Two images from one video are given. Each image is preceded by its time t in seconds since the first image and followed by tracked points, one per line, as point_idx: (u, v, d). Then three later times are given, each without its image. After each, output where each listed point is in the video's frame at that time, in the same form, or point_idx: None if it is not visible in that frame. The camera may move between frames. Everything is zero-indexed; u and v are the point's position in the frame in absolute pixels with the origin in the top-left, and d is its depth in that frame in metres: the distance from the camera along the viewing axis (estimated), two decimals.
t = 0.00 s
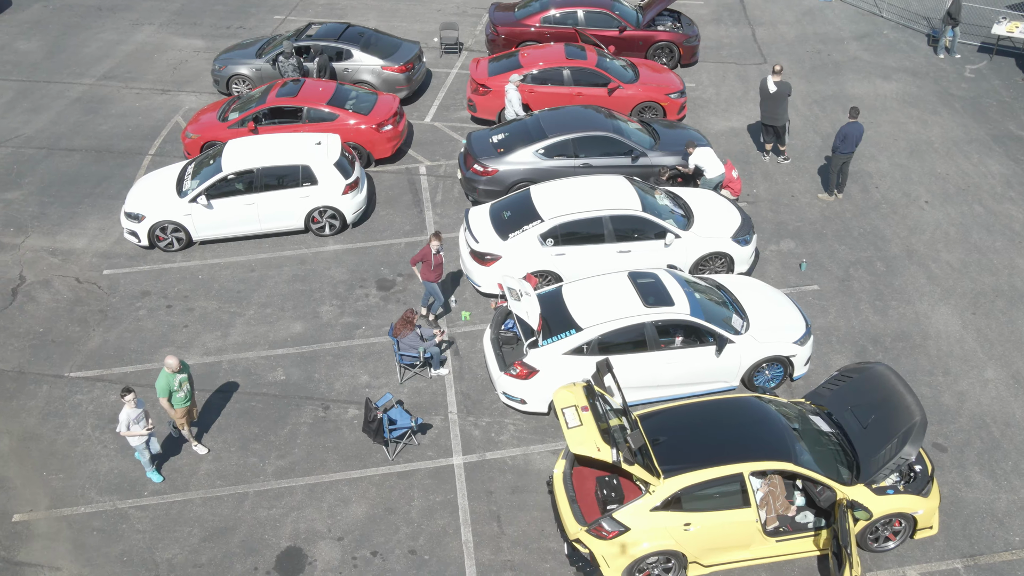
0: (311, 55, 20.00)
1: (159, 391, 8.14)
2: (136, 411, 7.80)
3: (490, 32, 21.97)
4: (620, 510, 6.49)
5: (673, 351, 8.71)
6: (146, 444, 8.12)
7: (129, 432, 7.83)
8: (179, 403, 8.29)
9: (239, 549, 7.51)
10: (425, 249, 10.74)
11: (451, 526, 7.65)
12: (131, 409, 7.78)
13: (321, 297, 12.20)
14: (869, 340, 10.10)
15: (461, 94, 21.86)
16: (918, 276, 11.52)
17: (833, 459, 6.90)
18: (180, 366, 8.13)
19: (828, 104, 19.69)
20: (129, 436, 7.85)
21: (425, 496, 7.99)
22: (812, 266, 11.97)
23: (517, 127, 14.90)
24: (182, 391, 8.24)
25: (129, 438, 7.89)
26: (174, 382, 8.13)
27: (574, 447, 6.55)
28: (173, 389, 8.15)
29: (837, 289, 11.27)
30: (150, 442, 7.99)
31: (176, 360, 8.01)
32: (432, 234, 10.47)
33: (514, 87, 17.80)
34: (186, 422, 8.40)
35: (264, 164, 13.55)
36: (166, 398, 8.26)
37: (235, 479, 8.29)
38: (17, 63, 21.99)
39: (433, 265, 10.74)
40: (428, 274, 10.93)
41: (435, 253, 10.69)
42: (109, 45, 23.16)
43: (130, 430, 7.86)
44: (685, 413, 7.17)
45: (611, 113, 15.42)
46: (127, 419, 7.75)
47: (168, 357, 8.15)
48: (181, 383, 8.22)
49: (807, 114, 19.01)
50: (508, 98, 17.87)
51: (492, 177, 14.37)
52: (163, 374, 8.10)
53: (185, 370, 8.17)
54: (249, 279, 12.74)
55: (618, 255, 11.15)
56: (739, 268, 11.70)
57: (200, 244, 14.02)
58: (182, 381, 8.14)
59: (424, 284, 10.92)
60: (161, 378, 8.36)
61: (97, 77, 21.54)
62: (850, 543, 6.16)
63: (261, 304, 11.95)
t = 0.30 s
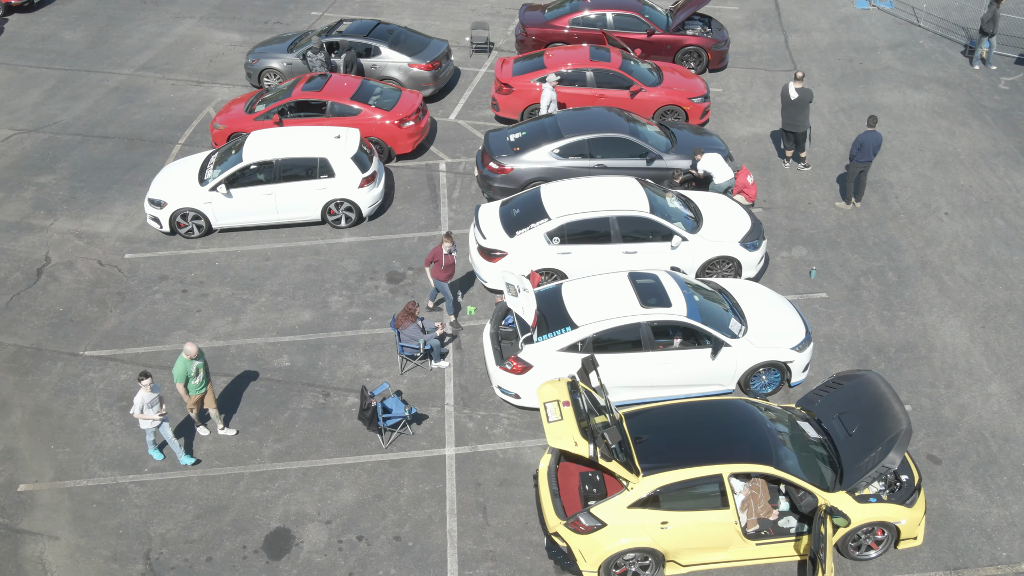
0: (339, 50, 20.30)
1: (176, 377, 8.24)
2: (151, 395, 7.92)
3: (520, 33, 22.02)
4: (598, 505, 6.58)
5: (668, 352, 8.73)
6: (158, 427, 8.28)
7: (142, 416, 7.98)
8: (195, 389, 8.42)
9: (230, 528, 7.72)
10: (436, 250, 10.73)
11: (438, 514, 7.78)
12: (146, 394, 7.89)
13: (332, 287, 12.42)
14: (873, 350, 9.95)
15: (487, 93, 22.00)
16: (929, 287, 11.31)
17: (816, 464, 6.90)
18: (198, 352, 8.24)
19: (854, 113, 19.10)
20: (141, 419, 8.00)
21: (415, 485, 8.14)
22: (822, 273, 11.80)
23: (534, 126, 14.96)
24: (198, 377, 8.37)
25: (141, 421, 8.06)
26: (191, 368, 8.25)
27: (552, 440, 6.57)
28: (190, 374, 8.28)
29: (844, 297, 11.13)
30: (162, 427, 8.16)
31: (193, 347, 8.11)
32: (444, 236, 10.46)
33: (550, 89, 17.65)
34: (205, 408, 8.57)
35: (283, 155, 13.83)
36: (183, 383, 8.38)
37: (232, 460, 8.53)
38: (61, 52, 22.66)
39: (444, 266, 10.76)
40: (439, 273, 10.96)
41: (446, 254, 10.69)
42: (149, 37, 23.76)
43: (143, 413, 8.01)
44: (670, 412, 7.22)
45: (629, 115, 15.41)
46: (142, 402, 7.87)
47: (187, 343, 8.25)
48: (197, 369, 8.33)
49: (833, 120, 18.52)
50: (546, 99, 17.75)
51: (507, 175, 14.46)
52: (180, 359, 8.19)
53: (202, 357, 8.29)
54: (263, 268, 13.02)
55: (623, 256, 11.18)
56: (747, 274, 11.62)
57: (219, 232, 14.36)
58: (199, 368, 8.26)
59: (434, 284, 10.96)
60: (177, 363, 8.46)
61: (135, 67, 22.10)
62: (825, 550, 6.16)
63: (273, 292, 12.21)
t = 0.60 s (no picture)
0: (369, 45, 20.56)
1: (195, 361, 8.45)
2: (169, 377, 8.16)
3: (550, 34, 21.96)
4: (577, 499, 6.67)
5: (663, 353, 8.76)
6: (175, 413, 8.46)
7: (160, 398, 8.22)
8: (214, 375, 8.61)
9: (224, 506, 7.96)
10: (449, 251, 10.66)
11: (425, 502, 7.94)
12: (165, 375, 8.14)
13: (344, 277, 12.65)
14: (876, 359, 9.78)
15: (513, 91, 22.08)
16: (942, 298, 11.08)
17: (797, 468, 6.90)
18: (218, 339, 8.44)
19: (882, 121, 18.58)
20: (159, 402, 8.23)
21: (406, 472, 8.29)
22: (832, 280, 11.61)
23: (553, 124, 14.98)
24: (217, 364, 8.55)
25: (158, 404, 8.28)
26: (211, 353, 8.45)
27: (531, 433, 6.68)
28: (210, 360, 8.47)
29: (852, 305, 10.96)
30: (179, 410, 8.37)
31: (213, 333, 8.31)
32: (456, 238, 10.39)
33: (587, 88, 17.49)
34: (221, 393, 8.74)
35: (303, 146, 14.11)
36: (202, 368, 8.58)
37: (231, 440, 8.78)
38: (105, 41, 23.32)
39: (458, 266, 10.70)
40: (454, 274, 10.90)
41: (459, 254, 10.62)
42: (191, 28, 24.34)
43: (160, 396, 8.24)
44: (655, 410, 7.27)
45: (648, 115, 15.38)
46: (160, 383, 8.12)
47: (207, 330, 8.41)
48: (217, 355, 8.52)
49: (861, 128, 18.04)
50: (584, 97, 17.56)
51: (523, 172, 14.55)
52: (199, 346, 8.42)
53: (221, 343, 8.48)
54: (278, 256, 13.30)
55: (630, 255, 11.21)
56: (755, 279, 11.54)
57: (241, 219, 14.71)
58: (218, 354, 8.44)
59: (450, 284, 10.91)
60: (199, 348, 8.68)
61: (175, 57, 22.65)
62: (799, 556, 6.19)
63: (287, 280, 12.47)
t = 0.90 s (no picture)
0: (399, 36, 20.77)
1: (213, 342, 8.62)
2: (186, 357, 8.30)
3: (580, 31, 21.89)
4: (556, 487, 6.78)
5: (659, 348, 8.80)
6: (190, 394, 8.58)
7: (176, 377, 8.35)
8: (232, 356, 8.75)
9: (220, 478, 8.23)
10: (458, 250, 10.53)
11: (414, 483, 8.12)
12: (182, 355, 8.27)
13: (357, 262, 12.89)
14: (879, 363, 9.68)
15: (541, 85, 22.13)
16: (953, 306, 10.90)
17: (777, 466, 6.94)
18: (235, 321, 8.62)
19: (910, 126, 18.20)
20: (176, 380, 8.36)
21: (399, 454, 8.48)
22: (842, 283, 11.50)
23: (572, 119, 15.01)
24: (235, 345, 8.70)
25: (176, 383, 8.41)
26: (228, 336, 8.62)
27: (512, 420, 6.77)
28: (227, 342, 8.63)
29: (860, 308, 10.84)
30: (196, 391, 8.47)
31: (230, 316, 8.50)
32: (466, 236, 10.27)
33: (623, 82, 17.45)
34: (239, 376, 8.85)
35: (324, 133, 14.38)
36: (220, 349, 8.73)
37: (234, 416, 9.07)
38: (147, 27, 23.94)
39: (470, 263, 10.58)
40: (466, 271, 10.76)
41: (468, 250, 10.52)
42: (231, 16, 24.87)
43: (177, 374, 8.36)
44: (642, 403, 7.32)
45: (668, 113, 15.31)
46: (177, 363, 8.25)
47: (225, 312, 8.63)
48: (235, 338, 8.68)
49: (889, 132, 17.71)
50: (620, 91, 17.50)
51: (540, 165, 14.63)
52: (217, 327, 8.58)
53: (238, 326, 8.65)
54: (295, 240, 13.59)
55: (637, 251, 11.23)
56: (763, 279, 11.47)
57: (262, 203, 15.06)
58: (235, 336, 8.60)
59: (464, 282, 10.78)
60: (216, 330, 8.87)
61: (213, 44, 23.15)
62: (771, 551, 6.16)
63: (302, 264, 12.75)
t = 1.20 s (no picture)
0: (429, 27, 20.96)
1: (232, 328, 8.89)
2: (200, 342, 8.52)
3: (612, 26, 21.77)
4: (536, 474, 6.93)
5: (654, 343, 8.86)
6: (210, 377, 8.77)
7: (193, 361, 8.53)
8: (250, 342, 8.99)
9: (219, 451, 8.52)
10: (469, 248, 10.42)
11: (405, 465, 8.32)
12: (196, 340, 8.49)
13: (371, 248, 13.13)
14: (880, 367, 9.59)
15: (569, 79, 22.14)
16: (964, 314, 10.72)
17: (758, 465, 6.97)
18: (253, 309, 8.85)
19: (941, 132, 17.82)
20: (193, 364, 8.55)
21: (393, 437, 8.68)
22: (851, 286, 11.38)
23: (591, 113, 15.03)
24: (252, 331, 8.95)
25: (193, 367, 8.58)
26: (246, 322, 8.88)
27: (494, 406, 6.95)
28: (245, 327, 8.90)
29: (868, 312, 10.72)
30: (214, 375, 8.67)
31: (247, 303, 8.77)
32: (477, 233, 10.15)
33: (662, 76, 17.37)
34: (255, 359, 9.08)
35: (345, 121, 14.62)
36: (239, 334, 8.99)
37: (239, 393, 9.37)
38: (190, 13, 24.53)
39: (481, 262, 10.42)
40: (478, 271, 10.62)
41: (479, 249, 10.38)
42: (272, 5, 25.35)
43: (193, 358, 8.55)
44: (628, 397, 7.41)
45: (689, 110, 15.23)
46: (191, 348, 8.46)
47: (244, 299, 8.88)
48: (253, 324, 8.96)
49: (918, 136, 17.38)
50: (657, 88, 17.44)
51: (557, 159, 14.71)
52: (237, 313, 8.85)
53: (256, 313, 8.91)
54: (312, 224, 13.87)
55: (644, 247, 11.26)
56: (771, 280, 11.41)
57: (285, 187, 15.38)
58: (253, 322, 8.88)
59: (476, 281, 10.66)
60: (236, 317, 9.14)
61: (252, 31, 23.63)
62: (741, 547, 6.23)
63: (318, 248, 13.02)
